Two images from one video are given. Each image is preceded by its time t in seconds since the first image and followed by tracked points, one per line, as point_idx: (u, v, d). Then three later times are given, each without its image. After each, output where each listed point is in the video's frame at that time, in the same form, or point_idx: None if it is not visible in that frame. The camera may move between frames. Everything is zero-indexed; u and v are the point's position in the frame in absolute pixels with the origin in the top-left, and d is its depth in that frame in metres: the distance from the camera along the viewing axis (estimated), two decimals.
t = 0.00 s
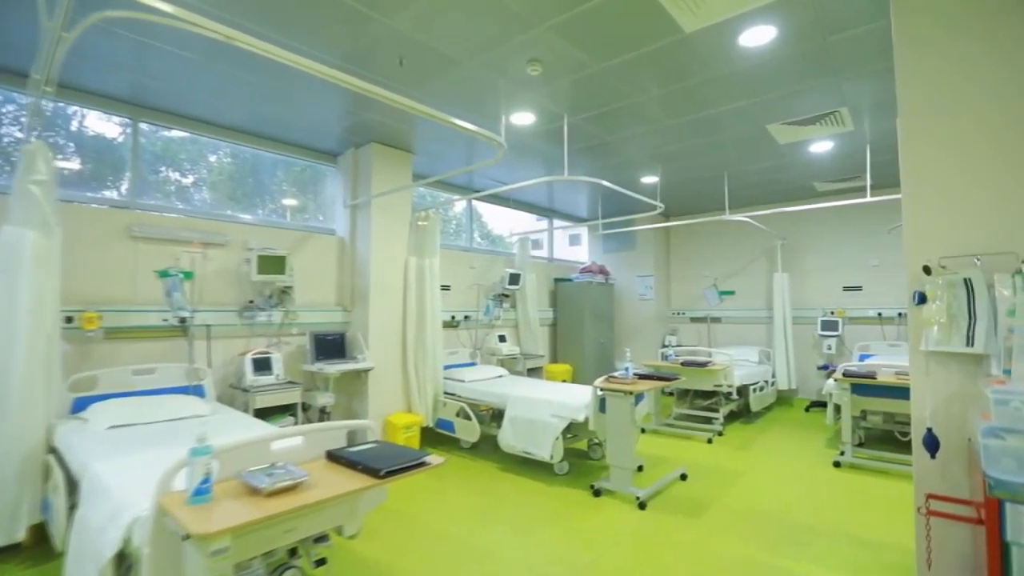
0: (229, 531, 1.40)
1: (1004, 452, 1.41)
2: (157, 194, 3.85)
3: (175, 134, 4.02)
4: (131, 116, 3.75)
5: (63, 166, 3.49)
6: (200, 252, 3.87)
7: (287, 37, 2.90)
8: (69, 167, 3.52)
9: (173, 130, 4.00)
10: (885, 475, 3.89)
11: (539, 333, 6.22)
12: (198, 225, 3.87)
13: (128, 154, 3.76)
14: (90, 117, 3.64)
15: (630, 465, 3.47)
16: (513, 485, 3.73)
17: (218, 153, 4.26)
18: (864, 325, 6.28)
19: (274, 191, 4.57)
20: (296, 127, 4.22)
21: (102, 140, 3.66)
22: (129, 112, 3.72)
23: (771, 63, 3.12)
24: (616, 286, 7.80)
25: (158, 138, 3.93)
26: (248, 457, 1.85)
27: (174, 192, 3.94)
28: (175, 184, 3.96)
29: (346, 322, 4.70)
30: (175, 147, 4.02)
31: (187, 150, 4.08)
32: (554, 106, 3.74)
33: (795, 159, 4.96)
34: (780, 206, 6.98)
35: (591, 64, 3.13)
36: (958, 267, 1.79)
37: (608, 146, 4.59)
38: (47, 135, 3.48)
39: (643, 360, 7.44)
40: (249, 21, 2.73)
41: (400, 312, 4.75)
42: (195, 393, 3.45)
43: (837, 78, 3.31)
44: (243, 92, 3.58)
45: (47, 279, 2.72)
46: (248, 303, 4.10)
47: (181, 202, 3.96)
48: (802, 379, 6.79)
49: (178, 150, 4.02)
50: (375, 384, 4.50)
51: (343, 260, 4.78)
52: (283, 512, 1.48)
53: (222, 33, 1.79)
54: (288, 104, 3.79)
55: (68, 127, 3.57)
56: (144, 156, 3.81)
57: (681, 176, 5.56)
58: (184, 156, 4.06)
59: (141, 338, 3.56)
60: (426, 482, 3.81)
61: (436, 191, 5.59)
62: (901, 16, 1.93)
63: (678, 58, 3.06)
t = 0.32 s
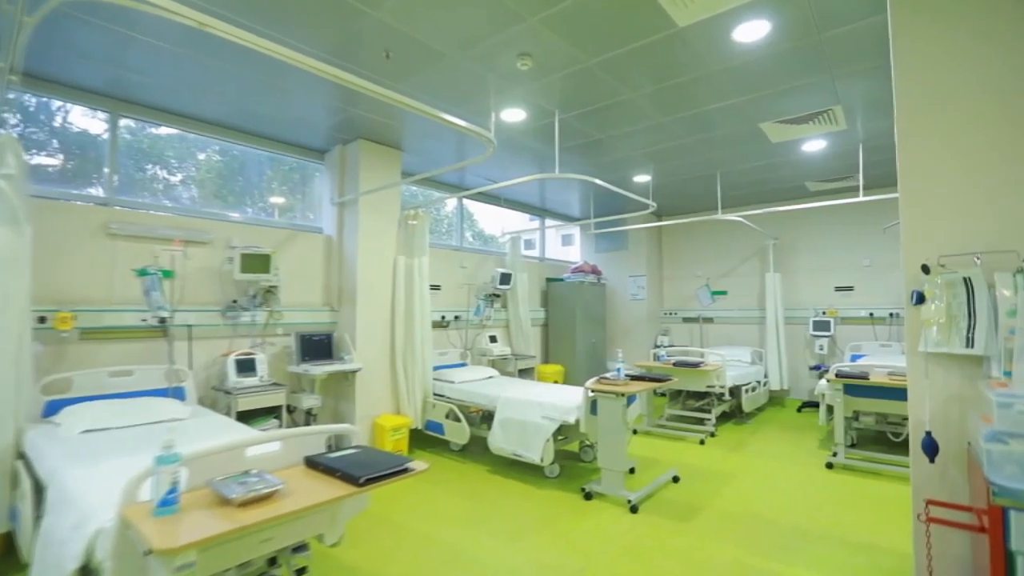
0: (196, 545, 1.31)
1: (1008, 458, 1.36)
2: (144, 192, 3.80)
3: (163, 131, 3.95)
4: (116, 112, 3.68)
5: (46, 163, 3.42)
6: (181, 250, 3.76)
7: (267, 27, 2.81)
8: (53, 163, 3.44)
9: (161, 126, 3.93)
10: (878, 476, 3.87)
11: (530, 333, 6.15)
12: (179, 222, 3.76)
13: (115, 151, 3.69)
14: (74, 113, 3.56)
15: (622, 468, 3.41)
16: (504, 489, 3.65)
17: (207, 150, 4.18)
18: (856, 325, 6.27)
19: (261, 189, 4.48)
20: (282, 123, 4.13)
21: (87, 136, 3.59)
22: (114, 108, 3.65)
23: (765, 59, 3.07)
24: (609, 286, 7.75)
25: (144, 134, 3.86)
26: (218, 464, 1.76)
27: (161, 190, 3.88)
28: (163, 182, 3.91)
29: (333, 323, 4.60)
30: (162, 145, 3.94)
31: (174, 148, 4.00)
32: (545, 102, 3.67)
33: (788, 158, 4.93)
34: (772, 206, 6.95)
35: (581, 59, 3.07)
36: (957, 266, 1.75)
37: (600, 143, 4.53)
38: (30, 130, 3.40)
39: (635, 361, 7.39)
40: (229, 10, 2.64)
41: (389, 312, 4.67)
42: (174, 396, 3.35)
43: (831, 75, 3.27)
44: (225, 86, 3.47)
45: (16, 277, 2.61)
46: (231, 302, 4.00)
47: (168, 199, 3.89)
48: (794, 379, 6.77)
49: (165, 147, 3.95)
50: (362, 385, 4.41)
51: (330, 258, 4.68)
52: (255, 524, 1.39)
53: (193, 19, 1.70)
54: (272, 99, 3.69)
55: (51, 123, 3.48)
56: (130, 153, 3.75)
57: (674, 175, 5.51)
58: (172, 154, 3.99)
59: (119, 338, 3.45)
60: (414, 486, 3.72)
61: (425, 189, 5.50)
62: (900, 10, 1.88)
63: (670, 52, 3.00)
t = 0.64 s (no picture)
0: (161, 560, 1.21)
1: (1014, 463, 1.31)
2: (132, 190, 3.71)
3: (151, 128, 3.86)
4: (102, 108, 3.59)
5: (30, 160, 3.32)
6: (162, 248, 3.66)
7: (250, 18, 2.72)
8: (35, 159, 3.34)
9: (149, 122, 3.84)
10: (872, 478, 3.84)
11: (522, 333, 6.09)
12: (160, 220, 3.65)
13: (102, 149, 3.61)
14: (57, 108, 3.47)
15: (615, 470, 3.35)
16: (495, 493, 3.58)
17: (196, 148, 4.10)
18: (849, 325, 6.26)
19: (248, 187, 4.38)
20: (268, 119, 4.03)
21: (71, 133, 3.49)
22: (99, 104, 3.56)
23: (760, 54, 3.02)
24: (602, 286, 7.70)
25: (130, 131, 3.77)
26: (193, 471, 1.70)
27: (150, 188, 3.80)
28: (153, 181, 3.83)
29: (320, 323, 4.51)
30: (150, 142, 3.85)
31: (163, 145, 3.91)
32: (537, 98, 3.61)
33: (782, 157, 4.89)
34: (765, 206, 6.94)
35: (574, 53, 3.00)
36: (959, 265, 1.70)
37: (593, 141, 4.47)
38: (12, 126, 3.30)
39: (627, 361, 7.35)
40: None
41: (378, 312, 4.58)
42: (153, 398, 3.26)
43: (826, 72, 3.23)
44: (207, 79, 3.37)
45: None
46: (215, 302, 3.90)
47: (156, 198, 3.81)
48: (787, 380, 6.75)
49: (153, 144, 3.86)
50: (350, 386, 4.32)
51: (318, 257, 4.59)
52: (225, 536, 1.31)
53: (167, 3, 1.62)
54: (256, 93, 3.59)
55: (35, 118, 3.39)
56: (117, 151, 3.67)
57: (667, 174, 5.47)
58: (161, 152, 3.90)
59: (96, 339, 3.35)
60: (403, 491, 3.64)
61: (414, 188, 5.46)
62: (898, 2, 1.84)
63: (663, 47, 2.94)
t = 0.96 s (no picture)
0: None
1: None
2: (120, 188, 3.62)
3: (139, 124, 3.77)
4: (88, 103, 3.49)
5: (13, 156, 3.22)
6: (143, 246, 3.55)
7: (233, 9, 2.62)
8: (18, 156, 3.23)
9: (136, 118, 3.75)
10: (868, 479, 3.80)
11: (514, 333, 6.02)
12: (141, 216, 3.55)
13: (88, 145, 3.51)
14: (42, 103, 3.37)
15: (608, 473, 3.28)
16: (487, 497, 3.51)
17: (185, 145, 4.00)
18: (842, 325, 6.25)
19: (236, 185, 4.28)
20: (254, 114, 3.93)
21: (56, 129, 3.39)
22: (86, 99, 3.46)
23: (756, 50, 2.97)
24: (595, 285, 7.64)
25: (118, 127, 3.67)
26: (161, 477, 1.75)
27: (138, 186, 3.70)
28: (141, 179, 3.73)
29: (308, 323, 4.41)
30: (138, 139, 3.76)
31: (151, 142, 3.82)
32: (529, 94, 3.54)
33: (777, 156, 4.86)
34: (758, 206, 6.91)
35: (567, 47, 2.93)
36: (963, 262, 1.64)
37: (586, 139, 4.41)
38: None
39: (621, 362, 7.30)
40: None
41: (367, 312, 4.49)
42: (131, 401, 3.15)
43: (822, 69, 3.18)
44: (189, 73, 3.28)
45: None
46: (198, 301, 3.80)
47: (145, 196, 3.72)
48: (781, 380, 6.72)
49: (141, 141, 3.76)
50: (338, 388, 4.23)
51: (305, 256, 4.49)
52: (196, 549, 1.22)
53: None
54: (240, 87, 3.49)
55: (18, 113, 3.28)
56: (104, 148, 3.57)
57: (661, 173, 5.42)
58: (149, 149, 3.81)
59: (73, 339, 3.24)
60: (392, 495, 3.56)
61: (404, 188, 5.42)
62: None
63: (658, 41, 2.88)
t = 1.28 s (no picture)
0: None
1: None
2: (106, 185, 3.52)
3: (127, 121, 3.67)
4: (73, 98, 3.39)
5: None
6: (124, 244, 3.44)
7: None
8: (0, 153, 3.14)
9: (124, 115, 3.65)
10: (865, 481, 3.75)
11: (507, 333, 5.94)
12: (122, 213, 3.44)
13: (74, 142, 3.41)
14: (27, 98, 3.27)
15: (602, 476, 3.21)
16: (479, 500, 3.43)
17: (176, 143, 3.91)
18: (837, 325, 6.22)
19: (225, 183, 4.18)
20: (240, 109, 3.84)
21: (41, 125, 3.30)
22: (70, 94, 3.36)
23: (752, 45, 2.91)
24: (590, 285, 7.58)
25: (105, 124, 3.57)
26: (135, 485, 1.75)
27: (127, 184, 3.61)
28: (130, 177, 3.63)
29: (296, 323, 4.31)
30: (127, 136, 3.66)
31: (140, 139, 3.72)
32: (522, 89, 3.47)
33: (772, 155, 4.81)
34: (753, 206, 6.87)
35: (560, 41, 2.87)
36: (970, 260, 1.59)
37: (580, 136, 4.34)
38: None
39: (615, 362, 7.24)
40: None
41: (356, 312, 4.40)
42: (111, 404, 3.05)
43: (820, 64, 3.13)
44: (171, 67, 3.17)
45: None
46: (182, 301, 3.70)
47: (133, 194, 3.62)
48: (775, 381, 6.69)
49: (129, 138, 3.67)
50: (327, 389, 4.13)
51: (294, 255, 4.39)
52: (160, 564, 1.14)
53: None
54: (225, 82, 3.40)
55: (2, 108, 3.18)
56: (90, 145, 3.48)
57: (656, 171, 5.36)
58: (139, 146, 3.71)
59: (49, 340, 3.13)
60: (381, 499, 3.48)
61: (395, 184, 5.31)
62: None
63: (654, 35, 2.82)
